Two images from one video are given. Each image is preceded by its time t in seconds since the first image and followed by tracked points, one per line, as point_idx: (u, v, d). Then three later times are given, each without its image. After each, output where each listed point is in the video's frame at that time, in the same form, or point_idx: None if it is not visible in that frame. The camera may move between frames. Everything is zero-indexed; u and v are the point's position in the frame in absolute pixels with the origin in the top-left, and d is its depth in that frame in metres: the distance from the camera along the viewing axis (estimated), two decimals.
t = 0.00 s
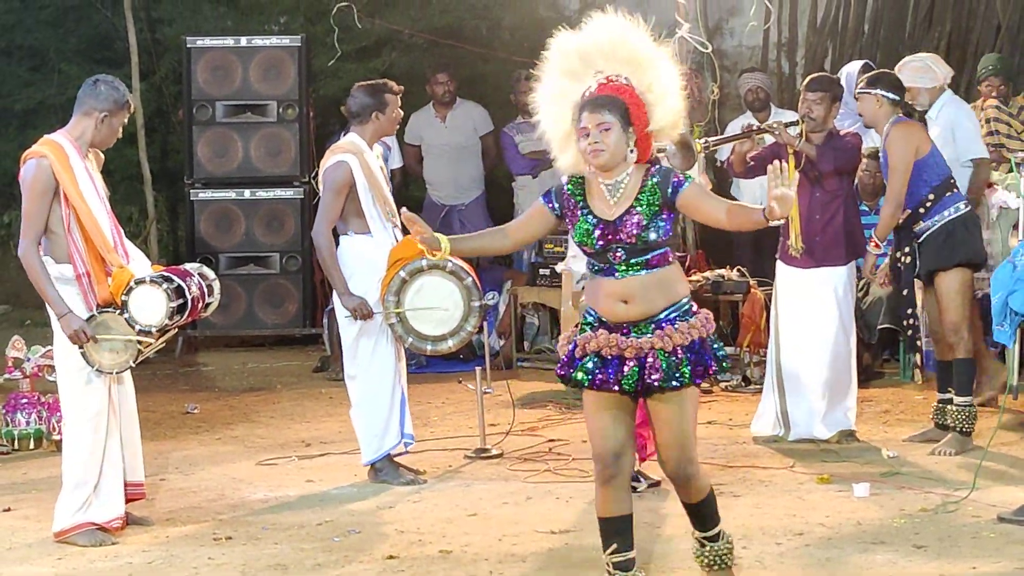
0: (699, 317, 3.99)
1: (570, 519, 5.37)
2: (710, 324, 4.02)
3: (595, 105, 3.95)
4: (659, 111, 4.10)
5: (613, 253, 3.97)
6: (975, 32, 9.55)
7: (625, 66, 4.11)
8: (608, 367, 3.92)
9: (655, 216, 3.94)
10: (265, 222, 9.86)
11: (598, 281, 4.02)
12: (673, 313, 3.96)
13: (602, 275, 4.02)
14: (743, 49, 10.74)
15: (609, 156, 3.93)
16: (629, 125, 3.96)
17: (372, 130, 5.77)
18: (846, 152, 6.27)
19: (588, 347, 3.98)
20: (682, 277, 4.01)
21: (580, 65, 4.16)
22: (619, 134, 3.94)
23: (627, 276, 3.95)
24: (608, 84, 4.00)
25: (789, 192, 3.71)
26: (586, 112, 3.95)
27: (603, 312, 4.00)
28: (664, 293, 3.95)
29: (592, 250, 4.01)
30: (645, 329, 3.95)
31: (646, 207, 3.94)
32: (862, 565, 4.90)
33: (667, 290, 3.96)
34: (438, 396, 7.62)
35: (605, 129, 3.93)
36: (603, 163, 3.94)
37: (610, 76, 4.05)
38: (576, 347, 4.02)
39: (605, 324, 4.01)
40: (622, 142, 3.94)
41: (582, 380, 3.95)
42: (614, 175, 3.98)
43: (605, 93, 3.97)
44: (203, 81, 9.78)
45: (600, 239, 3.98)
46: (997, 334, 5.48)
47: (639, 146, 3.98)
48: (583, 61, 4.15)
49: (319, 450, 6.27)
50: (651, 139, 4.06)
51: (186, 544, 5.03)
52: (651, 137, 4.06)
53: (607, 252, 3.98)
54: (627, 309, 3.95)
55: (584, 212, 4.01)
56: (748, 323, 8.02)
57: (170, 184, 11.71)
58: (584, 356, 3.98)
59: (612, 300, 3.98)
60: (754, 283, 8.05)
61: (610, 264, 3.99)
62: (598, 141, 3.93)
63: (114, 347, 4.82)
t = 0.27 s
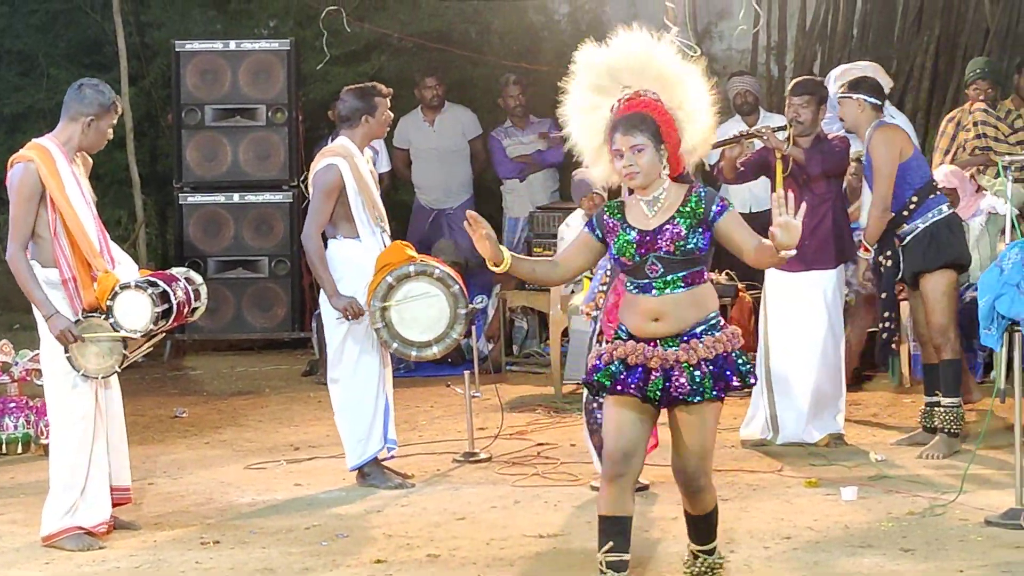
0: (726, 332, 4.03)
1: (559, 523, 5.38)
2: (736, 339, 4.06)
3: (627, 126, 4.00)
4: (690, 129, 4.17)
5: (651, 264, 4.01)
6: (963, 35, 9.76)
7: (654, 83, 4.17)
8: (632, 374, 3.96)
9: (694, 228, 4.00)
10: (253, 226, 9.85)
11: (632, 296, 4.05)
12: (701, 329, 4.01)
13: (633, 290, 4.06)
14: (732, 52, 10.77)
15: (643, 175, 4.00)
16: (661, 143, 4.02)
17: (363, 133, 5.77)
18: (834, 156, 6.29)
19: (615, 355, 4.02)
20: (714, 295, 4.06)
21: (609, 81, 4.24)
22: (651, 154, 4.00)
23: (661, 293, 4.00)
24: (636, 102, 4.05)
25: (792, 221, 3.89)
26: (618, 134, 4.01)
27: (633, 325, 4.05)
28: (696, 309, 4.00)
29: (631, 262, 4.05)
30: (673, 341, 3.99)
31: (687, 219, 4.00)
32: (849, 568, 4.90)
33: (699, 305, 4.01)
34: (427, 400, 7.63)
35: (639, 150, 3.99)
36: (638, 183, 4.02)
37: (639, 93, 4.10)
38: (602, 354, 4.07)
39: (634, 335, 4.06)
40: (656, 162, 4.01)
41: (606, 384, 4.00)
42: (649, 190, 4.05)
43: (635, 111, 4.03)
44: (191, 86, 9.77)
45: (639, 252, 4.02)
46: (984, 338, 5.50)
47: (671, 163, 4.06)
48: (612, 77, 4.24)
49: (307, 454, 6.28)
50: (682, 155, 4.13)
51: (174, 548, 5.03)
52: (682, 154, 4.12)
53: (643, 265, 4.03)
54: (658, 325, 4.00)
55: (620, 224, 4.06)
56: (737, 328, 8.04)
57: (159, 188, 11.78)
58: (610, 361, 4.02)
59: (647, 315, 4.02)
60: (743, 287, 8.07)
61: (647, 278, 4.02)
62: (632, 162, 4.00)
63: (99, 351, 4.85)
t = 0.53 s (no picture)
0: (728, 314, 4.23)
1: (537, 527, 5.37)
2: (737, 321, 4.25)
3: (632, 108, 4.19)
4: (694, 114, 4.33)
5: (646, 244, 4.21)
6: (941, 39, 9.84)
7: (665, 68, 4.33)
8: (637, 356, 4.16)
9: (689, 212, 4.17)
10: (232, 230, 9.84)
11: (633, 272, 4.24)
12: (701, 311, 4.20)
13: (633, 267, 4.24)
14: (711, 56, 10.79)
15: (643, 157, 4.17)
16: (664, 126, 4.20)
17: (344, 137, 5.76)
18: (814, 161, 6.29)
19: (619, 336, 4.21)
20: (713, 274, 4.26)
21: (622, 63, 4.38)
22: (653, 135, 4.18)
23: (659, 270, 4.18)
24: (647, 87, 4.25)
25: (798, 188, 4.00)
26: (623, 114, 4.20)
27: (636, 304, 4.23)
28: (695, 290, 4.19)
29: (627, 240, 4.24)
30: (675, 323, 4.19)
31: (680, 205, 4.17)
32: (826, 572, 4.91)
33: (699, 285, 4.20)
34: (406, 404, 7.64)
35: (640, 131, 4.18)
36: (638, 164, 4.19)
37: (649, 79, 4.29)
38: (606, 335, 4.25)
39: (637, 316, 4.24)
40: (656, 143, 4.19)
41: (609, 366, 4.18)
42: (651, 173, 4.22)
43: (642, 96, 4.22)
44: (169, 89, 9.76)
45: (632, 230, 4.21)
46: (960, 342, 5.50)
47: (675, 145, 4.23)
48: (626, 58, 4.38)
49: (285, 459, 6.28)
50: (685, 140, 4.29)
51: (151, 554, 5.03)
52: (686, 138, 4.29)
53: (638, 244, 4.22)
54: (660, 304, 4.18)
55: (620, 203, 4.26)
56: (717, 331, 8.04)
57: (138, 193, 11.59)
58: (614, 341, 4.21)
59: (648, 296, 4.20)
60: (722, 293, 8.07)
61: (643, 256, 4.22)
62: (633, 143, 4.18)
63: (74, 354, 4.85)
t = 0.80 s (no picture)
0: (700, 314, 4.24)
1: (509, 530, 5.36)
2: (711, 320, 4.24)
3: (622, 105, 4.24)
4: (683, 116, 4.42)
5: (625, 246, 4.24)
6: (915, 43, 9.81)
7: (657, 70, 4.43)
8: (614, 364, 4.23)
9: (668, 214, 4.18)
10: (205, 232, 9.82)
11: (612, 276, 4.30)
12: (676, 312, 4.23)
13: (613, 272, 4.30)
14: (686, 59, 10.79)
15: (628, 154, 4.22)
16: (650, 127, 4.25)
17: (317, 140, 5.75)
18: (790, 164, 6.35)
19: (596, 346, 4.28)
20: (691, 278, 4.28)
21: (617, 65, 4.50)
22: (638, 134, 4.22)
23: (634, 272, 4.23)
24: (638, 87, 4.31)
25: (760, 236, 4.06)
26: (611, 112, 4.25)
27: (614, 309, 4.28)
28: (669, 294, 4.21)
29: (608, 242, 4.28)
30: (648, 325, 4.23)
31: (660, 205, 4.18)
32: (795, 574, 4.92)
33: (673, 285, 4.22)
34: (379, 407, 7.66)
35: (626, 128, 4.22)
36: (622, 160, 4.23)
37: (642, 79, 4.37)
38: (587, 344, 4.33)
39: (615, 322, 4.30)
40: (641, 142, 4.23)
41: (590, 377, 4.27)
42: (635, 171, 4.25)
43: (633, 95, 4.27)
44: (143, 91, 9.75)
45: (614, 233, 4.26)
46: (933, 344, 5.52)
47: (661, 146, 4.28)
48: (621, 61, 4.49)
49: (258, 461, 6.28)
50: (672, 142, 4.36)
51: (123, 558, 5.02)
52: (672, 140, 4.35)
53: (619, 246, 4.26)
54: (633, 305, 4.22)
55: (602, 204, 4.30)
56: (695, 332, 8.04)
57: (112, 195, 11.41)
58: (593, 352, 4.29)
59: (620, 299, 4.24)
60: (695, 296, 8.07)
61: (621, 257, 4.27)
62: (618, 140, 4.23)
63: (45, 354, 4.85)
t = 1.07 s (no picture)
0: (677, 335, 4.23)
1: (481, 532, 5.34)
2: (685, 348, 4.23)
3: (605, 125, 4.24)
4: (664, 145, 4.43)
5: (604, 268, 4.25)
6: (888, 45, 9.82)
7: (644, 95, 4.43)
8: (581, 366, 4.24)
9: (645, 237, 4.20)
10: (177, 235, 9.82)
11: (591, 292, 4.32)
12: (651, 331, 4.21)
13: (592, 289, 4.31)
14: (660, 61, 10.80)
15: (605, 176, 4.23)
16: (629, 152, 4.25)
17: (290, 140, 5.75)
18: (769, 168, 6.34)
19: (565, 347, 4.30)
20: (671, 302, 4.28)
21: (605, 84, 4.48)
22: (616, 157, 4.23)
23: (614, 292, 4.24)
24: (622, 109, 4.31)
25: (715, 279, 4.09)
26: (593, 131, 4.24)
27: (591, 317, 4.30)
28: (645, 312, 4.22)
29: (587, 264, 4.30)
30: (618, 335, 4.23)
31: (636, 227, 4.20)
32: None
33: (646, 305, 4.22)
34: (353, 410, 7.70)
35: (606, 150, 4.23)
36: (597, 181, 4.24)
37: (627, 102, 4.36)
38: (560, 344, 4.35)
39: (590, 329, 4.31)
40: (618, 165, 4.24)
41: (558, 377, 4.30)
42: (611, 195, 4.28)
43: (617, 118, 4.27)
44: (115, 93, 9.72)
45: (592, 255, 4.26)
46: (904, 346, 5.50)
47: (636, 171, 4.28)
48: (608, 80, 4.48)
49: (231, 465, 6.30)
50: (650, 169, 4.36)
51: (94, 560, 5.00)
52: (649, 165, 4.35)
53: (598, 268, 4.26)
54: (614, 321, 4.23)
55: (580, 228, 4.31)
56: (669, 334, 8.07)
57: (84, 197, 11.36)
58: (565, 352, 4.30)
59: (598, 311, 4.27)
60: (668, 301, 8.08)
61: (601, 279, 4.27)
62: (597, 160, 4.23)
63: (14, 355, 4.83)
